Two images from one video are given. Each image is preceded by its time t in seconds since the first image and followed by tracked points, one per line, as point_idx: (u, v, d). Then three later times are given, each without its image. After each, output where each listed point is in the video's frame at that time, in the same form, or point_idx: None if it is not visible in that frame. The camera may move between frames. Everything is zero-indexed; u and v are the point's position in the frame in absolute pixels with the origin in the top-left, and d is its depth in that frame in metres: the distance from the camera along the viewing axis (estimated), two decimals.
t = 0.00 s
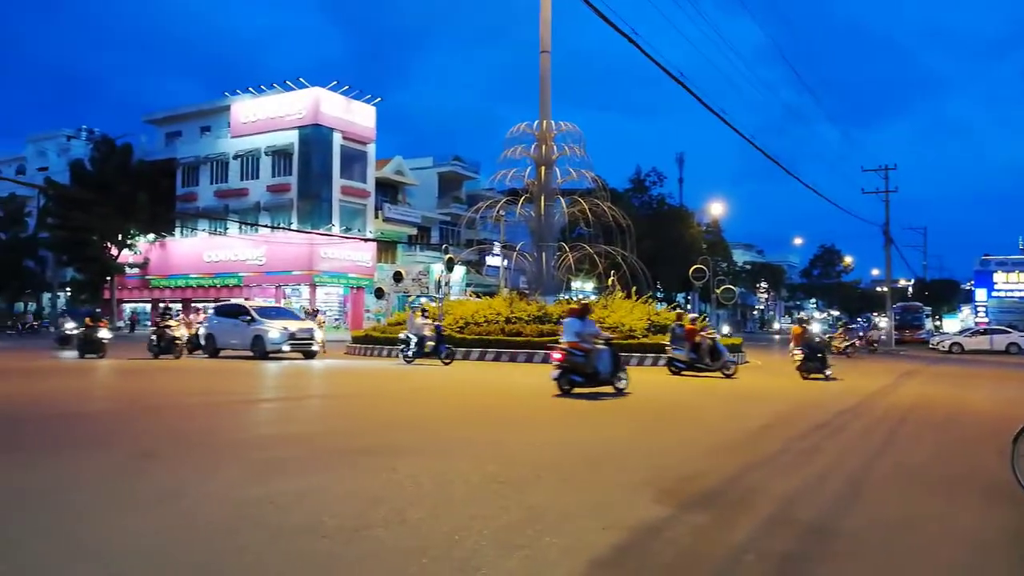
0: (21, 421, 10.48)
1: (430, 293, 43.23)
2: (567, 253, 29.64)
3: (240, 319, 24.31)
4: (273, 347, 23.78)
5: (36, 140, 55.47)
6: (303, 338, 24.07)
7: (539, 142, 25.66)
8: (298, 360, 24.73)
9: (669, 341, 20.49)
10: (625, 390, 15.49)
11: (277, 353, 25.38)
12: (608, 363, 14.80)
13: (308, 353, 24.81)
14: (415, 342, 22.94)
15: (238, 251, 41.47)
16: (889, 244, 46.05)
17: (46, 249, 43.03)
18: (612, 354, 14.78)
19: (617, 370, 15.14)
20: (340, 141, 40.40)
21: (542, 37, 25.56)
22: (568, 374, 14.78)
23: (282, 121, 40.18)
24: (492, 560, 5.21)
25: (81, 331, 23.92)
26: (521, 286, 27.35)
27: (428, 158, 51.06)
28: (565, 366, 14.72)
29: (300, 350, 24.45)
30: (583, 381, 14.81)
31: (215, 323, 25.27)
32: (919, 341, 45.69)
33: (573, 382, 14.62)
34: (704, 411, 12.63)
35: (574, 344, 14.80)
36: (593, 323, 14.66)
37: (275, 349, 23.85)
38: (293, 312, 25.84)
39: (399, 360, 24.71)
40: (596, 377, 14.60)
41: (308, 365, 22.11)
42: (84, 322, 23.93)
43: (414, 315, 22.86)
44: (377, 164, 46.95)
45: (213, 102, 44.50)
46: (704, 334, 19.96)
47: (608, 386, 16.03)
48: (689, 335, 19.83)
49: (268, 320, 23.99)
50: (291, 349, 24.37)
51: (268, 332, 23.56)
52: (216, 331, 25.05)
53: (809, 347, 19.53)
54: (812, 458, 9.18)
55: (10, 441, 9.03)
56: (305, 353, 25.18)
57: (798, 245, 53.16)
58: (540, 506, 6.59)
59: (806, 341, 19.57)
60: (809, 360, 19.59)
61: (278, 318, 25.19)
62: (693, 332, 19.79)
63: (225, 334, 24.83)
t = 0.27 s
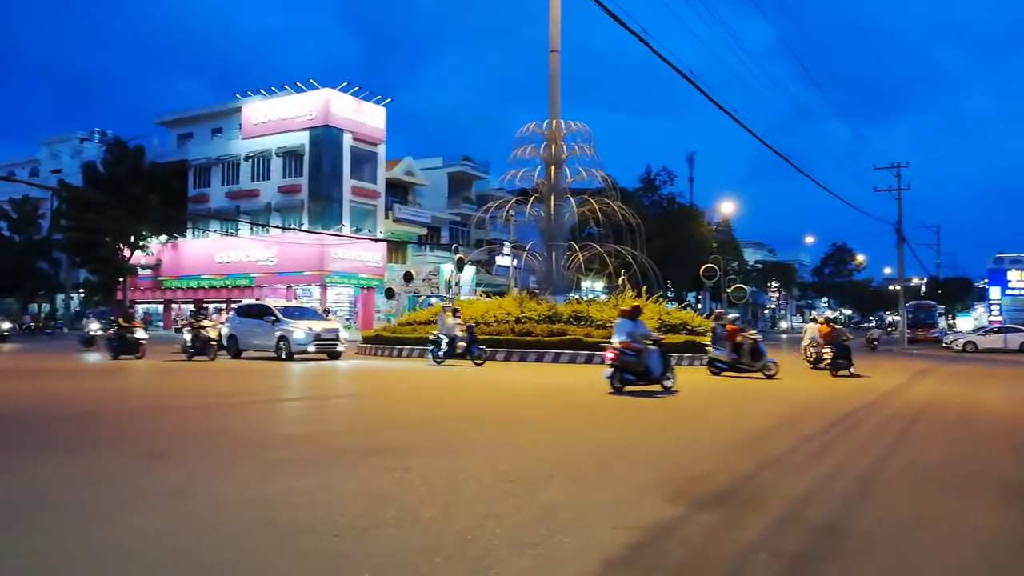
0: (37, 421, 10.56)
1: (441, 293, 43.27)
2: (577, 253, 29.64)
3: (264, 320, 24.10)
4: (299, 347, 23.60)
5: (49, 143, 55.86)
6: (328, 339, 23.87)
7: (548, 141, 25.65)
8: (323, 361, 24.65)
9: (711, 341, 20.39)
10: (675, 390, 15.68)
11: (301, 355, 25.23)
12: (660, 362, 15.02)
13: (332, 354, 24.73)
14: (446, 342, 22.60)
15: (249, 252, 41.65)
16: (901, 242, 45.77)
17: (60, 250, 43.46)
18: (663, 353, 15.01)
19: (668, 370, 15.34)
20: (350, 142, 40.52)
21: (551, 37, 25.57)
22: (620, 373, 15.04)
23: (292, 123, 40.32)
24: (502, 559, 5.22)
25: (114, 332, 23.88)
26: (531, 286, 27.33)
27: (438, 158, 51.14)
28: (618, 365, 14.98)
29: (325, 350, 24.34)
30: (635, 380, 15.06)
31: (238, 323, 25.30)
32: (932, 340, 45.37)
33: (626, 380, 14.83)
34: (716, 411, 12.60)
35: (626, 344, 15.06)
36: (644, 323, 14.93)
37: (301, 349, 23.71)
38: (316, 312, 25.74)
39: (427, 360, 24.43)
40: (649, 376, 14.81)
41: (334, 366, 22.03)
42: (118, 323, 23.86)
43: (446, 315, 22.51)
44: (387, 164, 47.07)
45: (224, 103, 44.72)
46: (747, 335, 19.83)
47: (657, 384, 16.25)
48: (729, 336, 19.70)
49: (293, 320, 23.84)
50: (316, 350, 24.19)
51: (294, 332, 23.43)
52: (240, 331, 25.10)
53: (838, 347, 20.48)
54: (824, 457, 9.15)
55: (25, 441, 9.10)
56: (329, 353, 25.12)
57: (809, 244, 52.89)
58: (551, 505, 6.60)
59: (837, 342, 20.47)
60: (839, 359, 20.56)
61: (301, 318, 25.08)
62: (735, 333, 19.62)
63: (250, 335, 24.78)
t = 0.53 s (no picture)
0: (50, 420, 10.62)
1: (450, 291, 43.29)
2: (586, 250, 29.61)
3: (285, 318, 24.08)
4: (321, 346, 23.65)
5: (59, 143, 56.16)
6: (350, 337, 23.98)
7: (556, 138, 25.61)
8: (343, 359, 24.67)
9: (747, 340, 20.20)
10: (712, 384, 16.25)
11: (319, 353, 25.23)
12: (698, 358, 15.67)
13: (352, 352, 24.80)
14: (474, 341, 22.23)
15: (258, 251, 41.80)
16: (911, 237, 45.48)
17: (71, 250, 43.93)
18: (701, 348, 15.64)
19: (705, 365, 15.94)
20: (358, 140, 40.58)
21: (558, 33, 25.54)
22: (661, 369, 15.63)
23: (300, 121, 40.41)
24: (514, 556, 5.22)
25: (144, 330, 23.90)
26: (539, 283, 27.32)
27: (446, 156, 51.16)
28: (658, 361, 15.58)
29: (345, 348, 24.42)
30: (675, 375, 15.65)
31: (257, 322, 25.26)
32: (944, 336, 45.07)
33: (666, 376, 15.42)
34: (726, 407, 12.58)
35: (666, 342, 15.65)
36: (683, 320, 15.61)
37: (323, 348, 23.71)
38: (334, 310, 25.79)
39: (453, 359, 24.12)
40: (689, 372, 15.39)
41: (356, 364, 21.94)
42: (148, 321, 23.90)
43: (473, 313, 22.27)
44: (395, 162, 47.13)
45: (232, 103, 44.86)
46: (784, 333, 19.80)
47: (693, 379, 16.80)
48: (768, 334, 19.58)
49: (315, 319, 23.84)
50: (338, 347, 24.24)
51: (317, 331, 23.42)
52: (259, 330, 25.08)
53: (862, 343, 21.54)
54: (835, 453, 9.12)
55: (38, 440, 9.16)
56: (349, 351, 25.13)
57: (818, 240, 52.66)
58: (562, 502, 6.59)
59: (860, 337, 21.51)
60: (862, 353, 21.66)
61: (321, 316, 25.09)
62: (773, 330, 19.62)
63: (270, 334, 24.80)
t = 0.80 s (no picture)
0: (65, 412, 10.73)
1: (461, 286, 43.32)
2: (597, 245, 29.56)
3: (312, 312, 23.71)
4: (347, 340, 23.21)
5: (72, 138, 56.50)
6: (376, 332, 23.51)
7: (567, 133, 25.61)
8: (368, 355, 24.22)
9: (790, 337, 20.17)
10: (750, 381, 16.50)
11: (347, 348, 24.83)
12: (739, 353, 15.98)
13: (378, 348, 24.26)
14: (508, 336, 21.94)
15: (270, 245, 41.98)
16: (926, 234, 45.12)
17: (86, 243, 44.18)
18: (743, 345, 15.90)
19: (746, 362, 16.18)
20: (369, 135, 40.67)
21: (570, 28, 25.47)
22: (703, 365, 15.88)
23: (312, 116, 40.51)
24: (521, 551, 5.23)
25: (181, 325, 23.72)
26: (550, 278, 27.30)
27: (457, 151, 51.16)
28: (702, 358, 15.82)
29: (372, 343, 23.96)
30: (718, 372, 15.90)
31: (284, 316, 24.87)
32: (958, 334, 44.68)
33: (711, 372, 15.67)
34: (736, 403, 12.55)
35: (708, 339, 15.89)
36: (725, 317, 15.88)
37: (348, 342, 23.28)
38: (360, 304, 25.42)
39: (483, 355, 23.76)
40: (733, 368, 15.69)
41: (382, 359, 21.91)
42: (185, 315, 23.74)
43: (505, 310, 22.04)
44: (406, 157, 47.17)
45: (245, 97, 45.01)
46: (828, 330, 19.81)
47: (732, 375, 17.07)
48: (814, 332, 19.54)
49: (341, 313, 23.45)
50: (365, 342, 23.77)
51: (342, 325, 23.02)
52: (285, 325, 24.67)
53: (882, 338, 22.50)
54: (845, 451, 9.08)
55: (53, 432, 9.25)
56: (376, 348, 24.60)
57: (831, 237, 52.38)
58: (570, 497, 6.60)
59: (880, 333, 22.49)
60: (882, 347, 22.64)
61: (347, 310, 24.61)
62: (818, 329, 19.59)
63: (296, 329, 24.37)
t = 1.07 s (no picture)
0: (82, 410, 10.79)
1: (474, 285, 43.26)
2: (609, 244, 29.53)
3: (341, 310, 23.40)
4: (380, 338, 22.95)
5: (88, 138, 56.90)
6: (409, 330, 23.31)
7: (580, 131, 25.55)
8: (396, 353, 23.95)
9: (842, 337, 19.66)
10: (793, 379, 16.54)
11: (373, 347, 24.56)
12: (783, 352, 16.07)
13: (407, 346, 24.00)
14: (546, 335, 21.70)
15: (283, 244, 42.17)
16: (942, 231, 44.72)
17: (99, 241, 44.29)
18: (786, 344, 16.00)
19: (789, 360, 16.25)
20: (382, 134, 40.76)
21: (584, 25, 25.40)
22: (749, 364, 15.98)
23: (326, 115, 40.62)
24: (539, 551, 5.21)
25: (220, 324, 23.25)
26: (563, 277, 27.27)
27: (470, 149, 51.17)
28: (747, 357, 15.92)
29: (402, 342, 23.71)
30: (763, 371, 15.99)
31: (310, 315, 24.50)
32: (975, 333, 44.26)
33: (756, 371, 15.78)
34: (752, 402, 12.47)
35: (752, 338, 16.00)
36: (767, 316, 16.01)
37: (381, 340, 23.03)
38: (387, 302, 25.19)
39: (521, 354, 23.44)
40: (779, 365, 15.81)
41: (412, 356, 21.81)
42: (222, 314, 23.23)
43: (543, 309, 21.76)
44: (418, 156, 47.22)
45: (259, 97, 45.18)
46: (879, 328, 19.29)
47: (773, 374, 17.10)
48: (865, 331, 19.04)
49: (372, 311, 23.20)
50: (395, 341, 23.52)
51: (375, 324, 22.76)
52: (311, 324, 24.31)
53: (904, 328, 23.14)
54: (863, 450, 9.01)
55: (71, 430, 9.30)
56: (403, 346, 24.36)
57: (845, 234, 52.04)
58: (586, 497, 6.57)
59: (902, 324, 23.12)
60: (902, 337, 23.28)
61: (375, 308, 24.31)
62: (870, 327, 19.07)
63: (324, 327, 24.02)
